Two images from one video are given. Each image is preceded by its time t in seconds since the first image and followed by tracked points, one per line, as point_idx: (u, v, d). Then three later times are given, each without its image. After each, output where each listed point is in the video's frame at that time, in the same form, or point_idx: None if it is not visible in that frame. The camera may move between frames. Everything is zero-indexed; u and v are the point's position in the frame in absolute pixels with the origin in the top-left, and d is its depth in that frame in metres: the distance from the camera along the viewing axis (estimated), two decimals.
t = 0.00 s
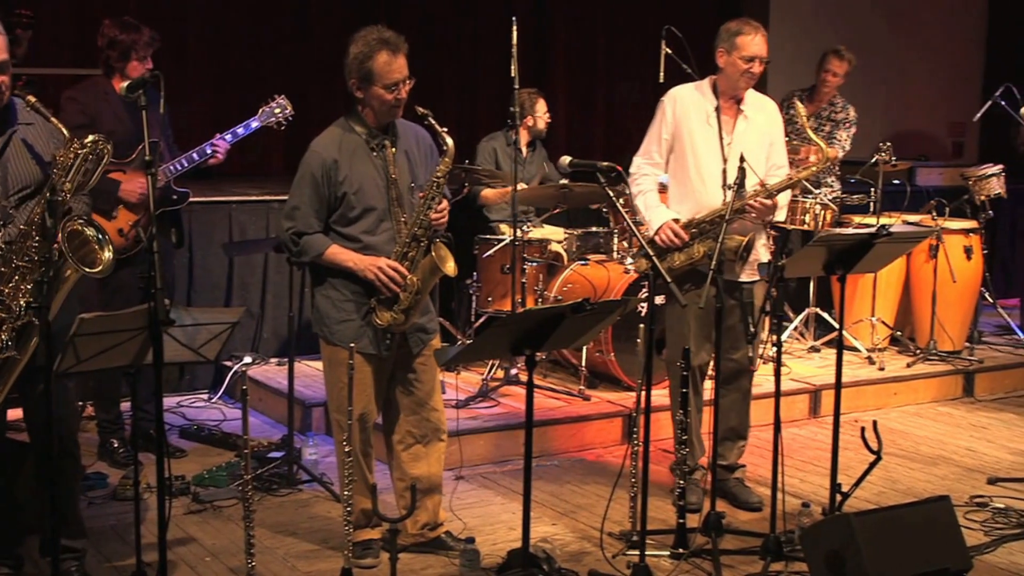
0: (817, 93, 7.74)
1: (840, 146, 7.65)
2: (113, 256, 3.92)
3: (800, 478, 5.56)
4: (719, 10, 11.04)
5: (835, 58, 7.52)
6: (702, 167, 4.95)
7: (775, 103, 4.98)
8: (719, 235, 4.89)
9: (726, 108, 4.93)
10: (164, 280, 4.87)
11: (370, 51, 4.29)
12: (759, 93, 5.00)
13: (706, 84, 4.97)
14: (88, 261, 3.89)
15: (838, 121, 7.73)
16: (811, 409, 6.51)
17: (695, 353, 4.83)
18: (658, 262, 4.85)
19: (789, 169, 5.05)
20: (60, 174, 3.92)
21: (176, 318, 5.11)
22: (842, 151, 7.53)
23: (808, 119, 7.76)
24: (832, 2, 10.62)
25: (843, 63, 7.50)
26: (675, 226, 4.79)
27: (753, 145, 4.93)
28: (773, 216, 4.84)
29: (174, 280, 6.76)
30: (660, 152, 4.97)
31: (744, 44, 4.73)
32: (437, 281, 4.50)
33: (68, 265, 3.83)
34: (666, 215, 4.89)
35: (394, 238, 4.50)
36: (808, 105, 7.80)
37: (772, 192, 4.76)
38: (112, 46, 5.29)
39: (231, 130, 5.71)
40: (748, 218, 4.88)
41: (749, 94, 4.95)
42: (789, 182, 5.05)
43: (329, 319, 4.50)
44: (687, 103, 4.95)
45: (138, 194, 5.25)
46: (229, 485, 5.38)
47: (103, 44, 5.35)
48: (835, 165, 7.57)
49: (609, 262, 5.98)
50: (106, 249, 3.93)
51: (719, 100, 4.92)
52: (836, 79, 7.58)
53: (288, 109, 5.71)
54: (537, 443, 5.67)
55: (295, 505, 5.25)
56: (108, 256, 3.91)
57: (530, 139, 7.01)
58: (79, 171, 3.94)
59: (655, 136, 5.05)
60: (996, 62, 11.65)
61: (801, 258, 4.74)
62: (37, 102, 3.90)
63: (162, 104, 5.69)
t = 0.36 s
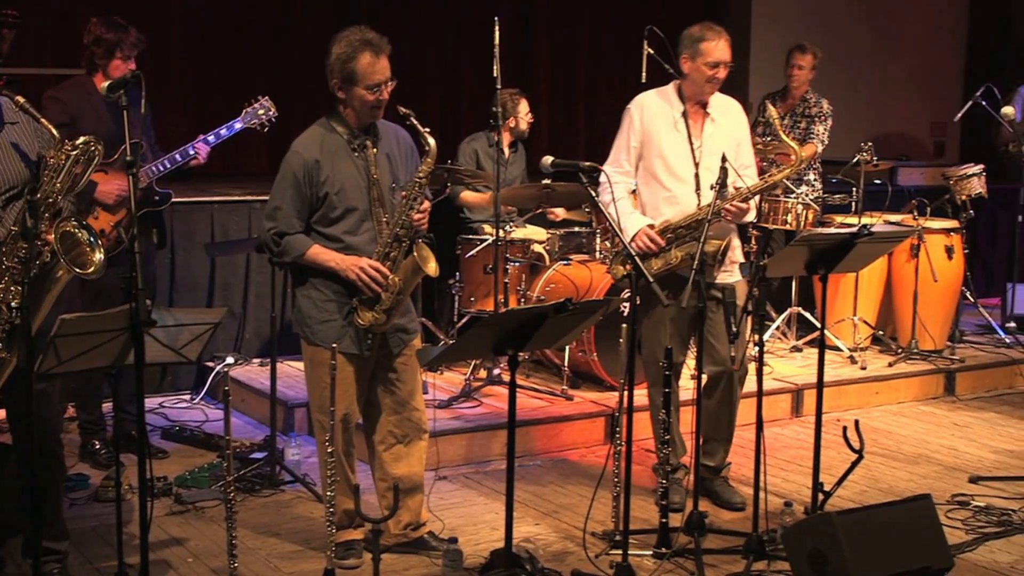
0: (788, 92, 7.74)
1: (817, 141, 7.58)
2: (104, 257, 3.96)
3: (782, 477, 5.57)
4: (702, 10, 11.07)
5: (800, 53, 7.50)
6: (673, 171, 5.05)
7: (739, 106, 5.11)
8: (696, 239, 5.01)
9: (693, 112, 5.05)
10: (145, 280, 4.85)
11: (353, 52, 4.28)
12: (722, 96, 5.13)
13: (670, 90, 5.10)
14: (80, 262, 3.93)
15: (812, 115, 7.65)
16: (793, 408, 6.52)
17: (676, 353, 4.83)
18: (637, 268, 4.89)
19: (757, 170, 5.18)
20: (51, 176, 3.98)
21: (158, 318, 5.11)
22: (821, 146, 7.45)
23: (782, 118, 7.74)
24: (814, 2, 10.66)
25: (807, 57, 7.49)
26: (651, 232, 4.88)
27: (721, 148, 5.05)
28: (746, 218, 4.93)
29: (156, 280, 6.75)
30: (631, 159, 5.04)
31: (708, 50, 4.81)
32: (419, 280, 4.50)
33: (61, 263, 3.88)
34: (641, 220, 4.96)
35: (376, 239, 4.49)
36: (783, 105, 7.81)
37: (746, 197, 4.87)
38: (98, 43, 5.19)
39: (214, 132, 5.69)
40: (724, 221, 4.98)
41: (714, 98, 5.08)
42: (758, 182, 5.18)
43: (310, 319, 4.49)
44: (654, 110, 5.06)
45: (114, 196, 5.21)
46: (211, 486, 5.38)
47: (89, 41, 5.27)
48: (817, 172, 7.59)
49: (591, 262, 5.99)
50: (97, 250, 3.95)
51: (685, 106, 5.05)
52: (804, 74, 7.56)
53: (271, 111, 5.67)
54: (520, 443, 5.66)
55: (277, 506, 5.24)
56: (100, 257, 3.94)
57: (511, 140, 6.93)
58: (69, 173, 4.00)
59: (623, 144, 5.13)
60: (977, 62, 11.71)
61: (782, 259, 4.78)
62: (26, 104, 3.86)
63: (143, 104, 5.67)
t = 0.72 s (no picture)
0: (770, 90, 7.75)
1: (803, 136, 7.55)
2: (91, 260, 3.97)
3: (766, 476, 5.58)
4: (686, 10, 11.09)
5: (778, 51, 7.55)
6: (655, 172, 5.08)
7: (717, 104, 5.16)
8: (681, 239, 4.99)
9: (672, 112, 5.08)
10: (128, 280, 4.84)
11: (332, 51, 4.28)
12: (700, 95, 5.17)
13: (648, 91, 5.12)
14: (67, 264, 3.94)
15: (796, 111, 7.65)
16: (777, 408, 6.53)
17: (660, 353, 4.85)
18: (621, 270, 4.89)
19: (737, 168, 5.24)
20: (38, 176, 4.00)
21: (140, 318, 5.09)
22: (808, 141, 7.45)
23: (768, 118, 7.74)
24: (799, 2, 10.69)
25: (786, 54, 7.53)
26: (634, 236, 4.88)
27: (701, 147, 5.10)
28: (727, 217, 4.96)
29: (140, 281, 6.73)
30: (613, 161, 5.06)
31: (684, 50, 4.85)
32: (400, 280, 4.50)
33: (49, 265, 3.88)
34: (624, 224, 4.98)
35: (356, 239, 4.49)
36: (767, 105, 7.81)
37: (729, 196, 4.87)
38: (85, 40, 5.17)
39: (197, 133, 5.66)
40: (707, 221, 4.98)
41: (691, 98, 5.12)
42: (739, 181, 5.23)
43: (292, 319, 4.49)
44: (633, 112, 5.09)
45: (92, 197, 5.17)
46: (195, 487, 5.37)
47: (76, 38, 5.23)
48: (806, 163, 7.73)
49: (575, 262, 6.00)
50: (85, 252, 3.97)
51: (665, 106, 5.07)
52: (785, 70, 7.58)
53: (254, 111, 5.64)
54: (503, 443, 5.66)
55: (260, 506, 5.24)
56: (86, 258, 3.96)
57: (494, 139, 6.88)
58: (55, 173, 4.01)
59: (603, 148, 5.14)
60: (959, 61, 11.75)
61: (765, 258, 4.79)
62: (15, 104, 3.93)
63: (126, 104, 5.66)
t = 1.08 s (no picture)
0: (762, 91, 7.74)
1: (791, 141, 7.56)
2: (73, 266, 3.85)
3: (749, 476, 5.58)
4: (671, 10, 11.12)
5: (773, 52, 7.55)
6: (640, 172, 5.07)
7: (701, 103, 5.16)
8: (663, 240, 4.99)
9: (657, 112, 5.07)
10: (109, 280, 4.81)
11: (317, 49, 4.28)
12: (685, 93, 5.16)
13: (632, 90, 5.10)
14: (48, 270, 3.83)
15: (788, 115, 7.65)
16: (759, 407, 6.54)
17: (641, 353, 4.86)
18: (603, 272, 4.89)
19: (722, 167, 5.22)
20: (20, 179, 3.93)
21: (121, 320, 5.05)
22: (796, 146, 7.44)
23: (759, 119, 7.72)
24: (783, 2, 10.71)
25: (782, 56, 7.54)
26: (619, 236, 4.86)
27: (686, 146, 5.09)
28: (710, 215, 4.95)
29: (122, 282, 6.70)
30: (598, 161, 5.04)
31: (668, 50, 4.85)
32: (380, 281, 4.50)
33: (27, 271, 3.76)
34: (611, 224, 4.95)
35: (336, 240, 4.50)
36: (757, 105, 7.78)
37: (713, 195, 4.86)
38: (63, 42, 5.15)
39: (179, 133, 5.63)
40: (692, 221, 4.96)
41: (675, 97, 5.11)
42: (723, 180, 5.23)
43: (272, 320, 4.49)
44: (618, 112, 5.07)
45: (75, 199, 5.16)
46: (177, 488, 5.35)
47: (54, 40, 5.21)
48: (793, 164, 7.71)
49: (557, 262, 5.99)
50: (65, 257, 3.86)
51: (649, 105, 5.05)
52: (778, 73, 7.60)
53: (237, 113, 5.63)
54: (486, 444, 5.65)
55: (242, 508, 5.22)
56: (67, 265, 3.85)
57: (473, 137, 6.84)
58: (37, 175, 3.94)
59: (588, 147, 5.11)
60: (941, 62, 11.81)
61: (747, 258, 4.80)
62: None
63: (107, 105, 5.65)
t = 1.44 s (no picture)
0: (753, 92, 7.71)
1: (776, 146, 7.59)
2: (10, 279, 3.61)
3: (726, 478, 5.59)
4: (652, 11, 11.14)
5: (771, 55, 7.47)
6: (617, 174, 5.09)
7: (679, 104, 5.16)
8: (639, 242, 5.01)
9: (634, 114, 5.07)
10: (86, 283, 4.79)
11: (300, 49, 4.28)
12: (662, 95, 5.17)
13: (610, 92, 5.11)
14: None
15: (775, 120, 7.66)
16: (737, 408, 6.56)
17: (618, 355, 4.87)
18: (579, 275, 4.90)
19: (699, 169, 5.24)
20: None
21: (97, 323, 5.03)
22: (778, 151, 7.45)
23: (747, 120, 7.70)
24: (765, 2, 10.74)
25: (779, 61, 7.47)
26: (595, 239, 4.87)
27: (662, 148, 5.10)
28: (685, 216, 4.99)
29: (99, 284, 6.68)
30: (575, 164, 5.05)
31: (644, 53, 4.84)
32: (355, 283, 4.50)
33: None
34: (586, 227, 4.97)
35: (311, 242, 4.49)
36: (746, 105, 7.76)
37: (688, 198, 4.87)
38: (34, 46, 5.15)
39: (158, 134, 5.61)
40: (667, 224, 4.98)
41: (652, 99, 5.12)
42: (700, 182, 5.24)
43: (248, 323, 4.48)
44: (595, 114, 5.08)
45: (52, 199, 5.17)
46: (155, 492, 5.31)
47: (25, 45, 5.22)
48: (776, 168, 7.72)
49: (535, 264, 6.00)
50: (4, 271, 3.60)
51: (626, 108, 5.06)
52: (773, 76, 7.55)
53: (216, 114, 5.61)
54: (464, 446, 5.65)
55: (220, 511, 5.20)
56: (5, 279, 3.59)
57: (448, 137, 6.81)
58: None
59: (565, 149, 5.12)
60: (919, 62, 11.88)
61: (725, 259, 4.81)
62: None
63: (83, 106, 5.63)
